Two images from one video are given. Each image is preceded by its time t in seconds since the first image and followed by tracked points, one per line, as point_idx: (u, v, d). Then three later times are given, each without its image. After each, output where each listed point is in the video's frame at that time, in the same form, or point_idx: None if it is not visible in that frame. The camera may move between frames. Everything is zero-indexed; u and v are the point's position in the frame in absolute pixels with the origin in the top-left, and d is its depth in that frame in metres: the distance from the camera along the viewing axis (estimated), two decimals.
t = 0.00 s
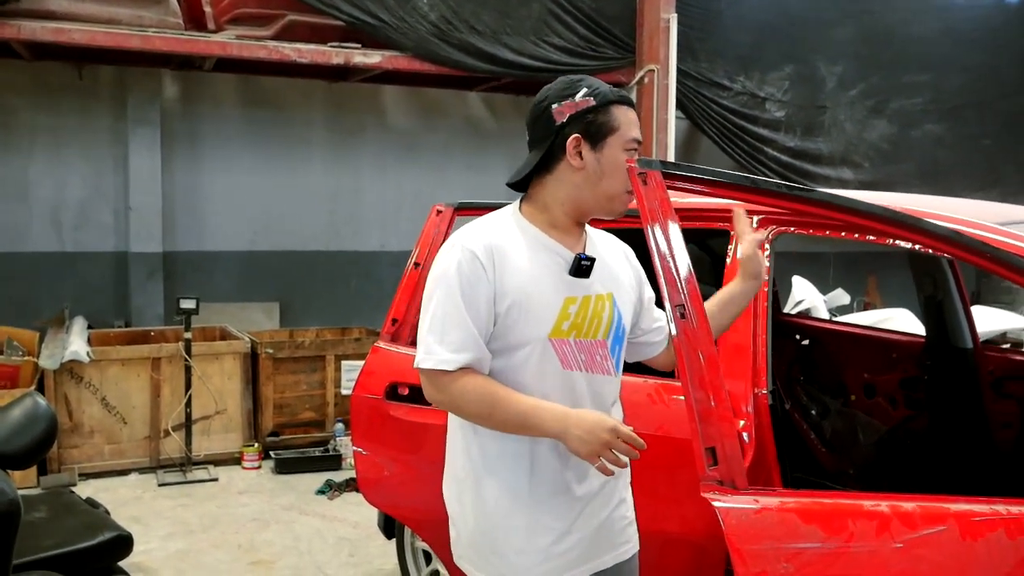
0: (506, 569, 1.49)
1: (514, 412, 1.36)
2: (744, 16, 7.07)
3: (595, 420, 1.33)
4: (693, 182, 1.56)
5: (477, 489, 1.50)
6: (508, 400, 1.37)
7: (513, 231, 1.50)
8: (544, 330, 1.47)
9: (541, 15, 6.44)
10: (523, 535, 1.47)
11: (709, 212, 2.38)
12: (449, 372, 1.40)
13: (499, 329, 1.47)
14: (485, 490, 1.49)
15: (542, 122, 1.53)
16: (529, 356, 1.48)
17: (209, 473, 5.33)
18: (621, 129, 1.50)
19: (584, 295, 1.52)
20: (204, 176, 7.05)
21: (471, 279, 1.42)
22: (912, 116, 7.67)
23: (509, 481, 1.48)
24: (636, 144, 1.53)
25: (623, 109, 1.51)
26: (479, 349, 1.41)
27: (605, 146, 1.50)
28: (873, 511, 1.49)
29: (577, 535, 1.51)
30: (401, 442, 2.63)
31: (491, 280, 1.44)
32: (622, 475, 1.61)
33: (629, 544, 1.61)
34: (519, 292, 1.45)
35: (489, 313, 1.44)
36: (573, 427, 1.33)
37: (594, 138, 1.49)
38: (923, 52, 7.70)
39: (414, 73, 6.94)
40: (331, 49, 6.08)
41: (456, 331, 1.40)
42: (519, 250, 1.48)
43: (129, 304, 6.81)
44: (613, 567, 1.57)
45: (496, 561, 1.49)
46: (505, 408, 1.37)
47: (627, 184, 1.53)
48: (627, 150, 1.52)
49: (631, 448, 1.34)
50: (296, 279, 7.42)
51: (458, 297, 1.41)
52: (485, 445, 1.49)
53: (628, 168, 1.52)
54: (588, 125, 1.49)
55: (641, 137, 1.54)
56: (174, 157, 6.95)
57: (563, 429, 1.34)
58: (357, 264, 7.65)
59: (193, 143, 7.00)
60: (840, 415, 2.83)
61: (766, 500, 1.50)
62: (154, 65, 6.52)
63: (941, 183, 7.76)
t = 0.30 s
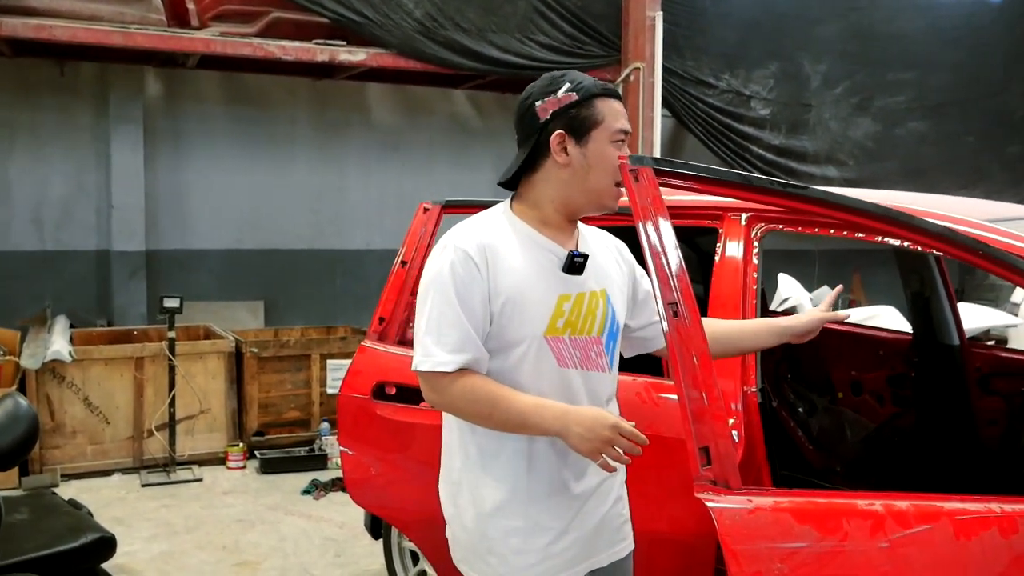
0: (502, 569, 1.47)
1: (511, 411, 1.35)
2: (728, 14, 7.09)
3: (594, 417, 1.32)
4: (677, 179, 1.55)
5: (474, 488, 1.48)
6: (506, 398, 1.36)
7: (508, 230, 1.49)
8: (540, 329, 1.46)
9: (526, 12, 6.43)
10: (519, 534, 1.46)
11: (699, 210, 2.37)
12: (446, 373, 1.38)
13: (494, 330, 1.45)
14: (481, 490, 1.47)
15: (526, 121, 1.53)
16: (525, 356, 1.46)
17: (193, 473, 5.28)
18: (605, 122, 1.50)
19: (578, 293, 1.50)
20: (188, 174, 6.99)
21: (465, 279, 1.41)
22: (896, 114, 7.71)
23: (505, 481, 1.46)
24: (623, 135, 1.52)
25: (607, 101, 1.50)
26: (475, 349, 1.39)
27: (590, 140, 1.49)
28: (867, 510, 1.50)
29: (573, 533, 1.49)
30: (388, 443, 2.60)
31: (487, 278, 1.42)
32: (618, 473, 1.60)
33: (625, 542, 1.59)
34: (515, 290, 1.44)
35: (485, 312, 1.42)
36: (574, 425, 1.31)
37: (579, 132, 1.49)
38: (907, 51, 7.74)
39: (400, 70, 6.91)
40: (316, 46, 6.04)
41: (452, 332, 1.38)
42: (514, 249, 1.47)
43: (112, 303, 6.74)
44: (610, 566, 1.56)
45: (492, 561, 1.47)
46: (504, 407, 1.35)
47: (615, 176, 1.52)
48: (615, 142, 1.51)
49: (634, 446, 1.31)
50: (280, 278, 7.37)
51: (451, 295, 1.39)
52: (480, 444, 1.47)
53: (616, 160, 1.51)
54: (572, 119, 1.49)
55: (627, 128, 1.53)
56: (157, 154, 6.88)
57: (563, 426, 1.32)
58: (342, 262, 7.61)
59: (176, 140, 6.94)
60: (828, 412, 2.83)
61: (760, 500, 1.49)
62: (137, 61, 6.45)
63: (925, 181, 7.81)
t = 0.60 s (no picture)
0: (482, 571, 1.45)
1: (487, 398, 1.33)
2: (708, 17, 7.13)
3: (564, 390, 1.30)
4: (657, 180, 1.58)
5: (459, 489, 1.47)
6: (477, 386, 1.35)
7: (492, 230, 1.48)
8: (522, 331, 1.44)
9: (507, 15, 6.43)
10: (499, 536, 1.43)
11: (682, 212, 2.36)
12: (426, 371, 1.37)
13: (476, 331, 1.44)
14: (462, 490, 1.46)
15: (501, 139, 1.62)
16: (507, 358, 1.44)
17: (172, 480, 5.21)
18: (515, 112, 1.48)
19: (564, 296, 1.47)
20: (167, 177, 6.92)
21: (447, 280, 1.39)
22: (875, 117, 7.77)
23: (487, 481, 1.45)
24: (537, 117, 1.46)
25: (519, 90, 1.49)
26: (458, 348, 1.38)
27: (508, 135, 1.49)
28: (855, 514, 1.50)
29: (554, 538, 1.47)
30: (370, 448, 2.58)
31: (468, 277, 1.41)
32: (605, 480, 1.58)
33: (610, 550, 1.57)
34: (498, 292, 1.42)
35: (467, 313, 1.40)
36: (547, 400, 1.30)
37: (501, 128, 1.51)
38: (885, 54, 7.81)
39: (381, 73, 6.88)
40: (296, 48, 6.00)
41: (435, 331, 1.37)
42: (499, 251, 1.45)
43: (89, 307, 6.65)
44: (592, 572, 1.54)
45: (471, 562, 1.46)
46: (478, 396, 1.34)
47: (536, 159, 1.44)
48: (525, 126, 1.46)
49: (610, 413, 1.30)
50: (260, 282, 7.31)
51: (434, 299, 1.38)
52: (464, 444, 1.47)
53: (528, 143, 1.45)
54: (497, 118, 1.52)
55: (542, 108, 1.46)
56: (135, 157, 6.80)
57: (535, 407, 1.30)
58: (322, 266, 7.56)
59: (155, 143, 6.86)
60: (810, 414, 2.84)
61: (748, 505, 1.49)
62: (115, 63, 6.37)
63: (903, 184, 7.88)
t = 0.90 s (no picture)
0: (461, 570, 1.45)
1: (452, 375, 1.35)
2: (696, 21, 7.16)
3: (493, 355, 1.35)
4: (649, 184, 1.61)
5: (441, 487, 1.48)
6: (437, 366, 1.38)
7: (466, 232, 1.49)
8: (488, 334, 1.43)
9: (496, 19, 6.43)
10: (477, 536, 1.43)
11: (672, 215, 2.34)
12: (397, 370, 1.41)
13: (448, 333, 1.45)
14: (443, 488, 1.47)
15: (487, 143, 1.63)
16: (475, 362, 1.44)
17: (162, 486, 5.17)
18: (482, 117, 1.49)
19: (536, 299, 1.44)
20: (155, 182, 6.88)
21: (417, 283, 1.42)
22: (863, 120, 7.81)
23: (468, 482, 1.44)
24: (501, 121, 1.46)
25: (488, 95, 1.50)
26: (432, 345, 1.41)
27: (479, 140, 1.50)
28: (850, 519, 1.51)
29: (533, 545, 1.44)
30: (361, 453, 2.56)
31: (435, 277, 1.43)
32: (593, 491, 1.51)
33: (598, 562, 1.52)
34: (466, 295, 1.43)
35: (433, 315, 1.42)
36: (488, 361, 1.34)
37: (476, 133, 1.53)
38: (873, 57, 7.85)
39: (370, 77, 6.87)
40: (284, 52, 5.98)
41: (404, 332, 1.41)
42: (470, 254, 1.45)
43: (77, 313, 6.60)
44: None
45: (449, 559, 1.47)
46: (439, 374, 1.36)
47: (501, 163, 1.45)
48: (491, 131, 1.47)
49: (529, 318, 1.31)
50: (249, 286, 7.27)
51: (409, 316, 1.41)
52: (444, 443, 1.47)
53: (493, 147, 1.45)
54: (473, 124, 1.54)
55: (505, 112, 1.46)
56: (124, 161, 6.76)
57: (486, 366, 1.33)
58: (312, 270, 7.52)
59: (144, 147, 6.82)
60: (802, 418, 2.82)
61: (744, 510, 1.50)
62: (103, 68, 6.34)
63: (892, 186, 7.91)
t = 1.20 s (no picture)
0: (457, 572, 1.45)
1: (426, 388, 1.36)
2: (697, 25, 7.16)
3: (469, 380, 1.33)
4: (651, 187, 1.61)
5: (436, 490, 1.49)
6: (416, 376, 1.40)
7: (455, 240, 1.48)
8: (472, 343, 1.43)
9: (497, 24, 6.44)
10: (469, 536, 1.43)
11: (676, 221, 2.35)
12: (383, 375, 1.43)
13: (436, 341, 1.46)
14: (438, 490, 1.48)
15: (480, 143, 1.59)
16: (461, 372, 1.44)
17: (164, 491, 5.16)
18: (478, 132, 1.45)
19: (523, 308, 1.43)
20: (157, 187, 6.88)
21: (403, 292, 1.44)
22: (864, 123, 7.80)
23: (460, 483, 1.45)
24: (498, 140, 1.43)
25: (485, 106, 1.45)
26: (418, 354, 1.43)
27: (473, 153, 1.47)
28: (858, 525, 1.51)
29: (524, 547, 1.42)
30: (363, 459, 2.55)
31: (422, 285, 1.44)
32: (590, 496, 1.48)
33: (596, 567, 1.49)
34: (451, 304, 1.43)
35: (418, 324, 1.44)
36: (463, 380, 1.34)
37: (470, 142, 1.49)
38: (874, 60, 7.84)
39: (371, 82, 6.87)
40: (286, 58, 5.98)
41: (389, 341, 1.43)
42: (456, 262, 1.45)
43: (79, 319, 6.60)
44: None
45: (444, 561, 1.47)
46: (415, 387, 1.38)
47: (497, 184, 1.43)
48: (487, 148, 1.43)
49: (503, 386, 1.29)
50: (251, 291, 7.26)
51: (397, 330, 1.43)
52: (438, 446, 1.48)
53: (489, 166, 1.43)
54: (467, 131, 1.50)
55: (503, 130, 1.42)
56: (125, 167, 6.76)
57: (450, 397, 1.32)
58: (314, 275, 7.52)
59: (145, 153, 6.83)
60: (806, 422, 2.83)
61: (750, 516, 1.51)
62: (104, 74, 6.35)
63: (894, 189, 7.91)
